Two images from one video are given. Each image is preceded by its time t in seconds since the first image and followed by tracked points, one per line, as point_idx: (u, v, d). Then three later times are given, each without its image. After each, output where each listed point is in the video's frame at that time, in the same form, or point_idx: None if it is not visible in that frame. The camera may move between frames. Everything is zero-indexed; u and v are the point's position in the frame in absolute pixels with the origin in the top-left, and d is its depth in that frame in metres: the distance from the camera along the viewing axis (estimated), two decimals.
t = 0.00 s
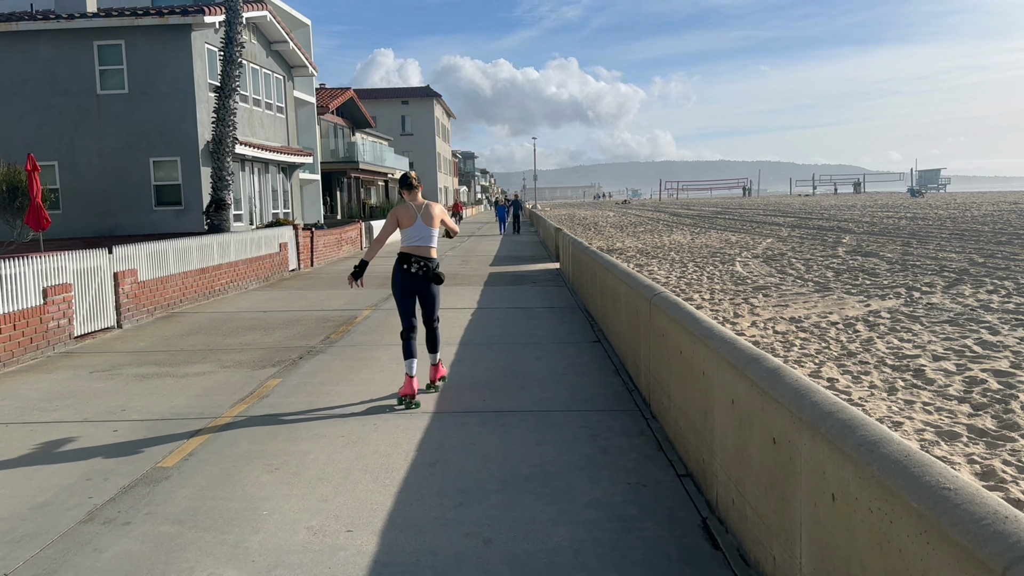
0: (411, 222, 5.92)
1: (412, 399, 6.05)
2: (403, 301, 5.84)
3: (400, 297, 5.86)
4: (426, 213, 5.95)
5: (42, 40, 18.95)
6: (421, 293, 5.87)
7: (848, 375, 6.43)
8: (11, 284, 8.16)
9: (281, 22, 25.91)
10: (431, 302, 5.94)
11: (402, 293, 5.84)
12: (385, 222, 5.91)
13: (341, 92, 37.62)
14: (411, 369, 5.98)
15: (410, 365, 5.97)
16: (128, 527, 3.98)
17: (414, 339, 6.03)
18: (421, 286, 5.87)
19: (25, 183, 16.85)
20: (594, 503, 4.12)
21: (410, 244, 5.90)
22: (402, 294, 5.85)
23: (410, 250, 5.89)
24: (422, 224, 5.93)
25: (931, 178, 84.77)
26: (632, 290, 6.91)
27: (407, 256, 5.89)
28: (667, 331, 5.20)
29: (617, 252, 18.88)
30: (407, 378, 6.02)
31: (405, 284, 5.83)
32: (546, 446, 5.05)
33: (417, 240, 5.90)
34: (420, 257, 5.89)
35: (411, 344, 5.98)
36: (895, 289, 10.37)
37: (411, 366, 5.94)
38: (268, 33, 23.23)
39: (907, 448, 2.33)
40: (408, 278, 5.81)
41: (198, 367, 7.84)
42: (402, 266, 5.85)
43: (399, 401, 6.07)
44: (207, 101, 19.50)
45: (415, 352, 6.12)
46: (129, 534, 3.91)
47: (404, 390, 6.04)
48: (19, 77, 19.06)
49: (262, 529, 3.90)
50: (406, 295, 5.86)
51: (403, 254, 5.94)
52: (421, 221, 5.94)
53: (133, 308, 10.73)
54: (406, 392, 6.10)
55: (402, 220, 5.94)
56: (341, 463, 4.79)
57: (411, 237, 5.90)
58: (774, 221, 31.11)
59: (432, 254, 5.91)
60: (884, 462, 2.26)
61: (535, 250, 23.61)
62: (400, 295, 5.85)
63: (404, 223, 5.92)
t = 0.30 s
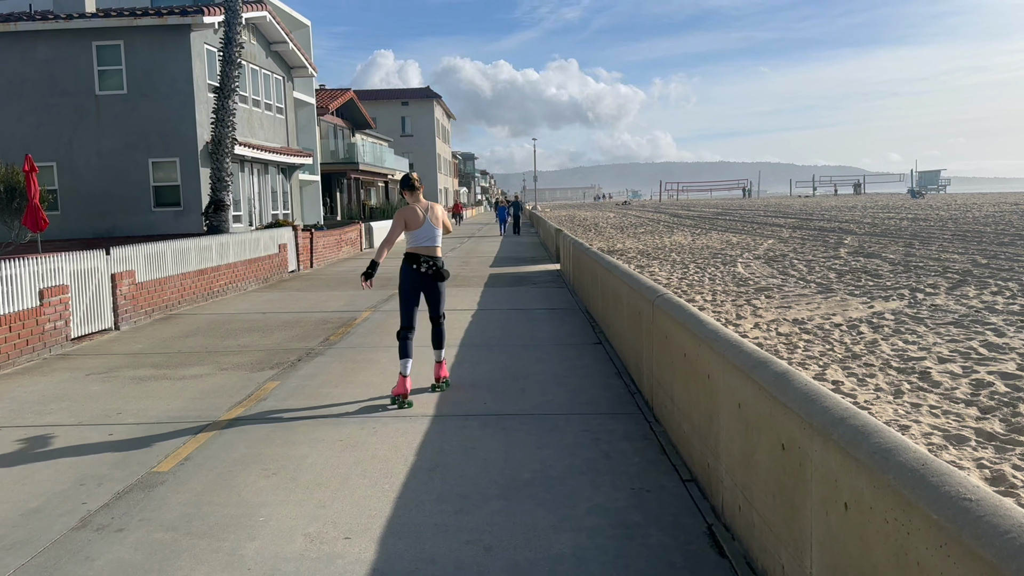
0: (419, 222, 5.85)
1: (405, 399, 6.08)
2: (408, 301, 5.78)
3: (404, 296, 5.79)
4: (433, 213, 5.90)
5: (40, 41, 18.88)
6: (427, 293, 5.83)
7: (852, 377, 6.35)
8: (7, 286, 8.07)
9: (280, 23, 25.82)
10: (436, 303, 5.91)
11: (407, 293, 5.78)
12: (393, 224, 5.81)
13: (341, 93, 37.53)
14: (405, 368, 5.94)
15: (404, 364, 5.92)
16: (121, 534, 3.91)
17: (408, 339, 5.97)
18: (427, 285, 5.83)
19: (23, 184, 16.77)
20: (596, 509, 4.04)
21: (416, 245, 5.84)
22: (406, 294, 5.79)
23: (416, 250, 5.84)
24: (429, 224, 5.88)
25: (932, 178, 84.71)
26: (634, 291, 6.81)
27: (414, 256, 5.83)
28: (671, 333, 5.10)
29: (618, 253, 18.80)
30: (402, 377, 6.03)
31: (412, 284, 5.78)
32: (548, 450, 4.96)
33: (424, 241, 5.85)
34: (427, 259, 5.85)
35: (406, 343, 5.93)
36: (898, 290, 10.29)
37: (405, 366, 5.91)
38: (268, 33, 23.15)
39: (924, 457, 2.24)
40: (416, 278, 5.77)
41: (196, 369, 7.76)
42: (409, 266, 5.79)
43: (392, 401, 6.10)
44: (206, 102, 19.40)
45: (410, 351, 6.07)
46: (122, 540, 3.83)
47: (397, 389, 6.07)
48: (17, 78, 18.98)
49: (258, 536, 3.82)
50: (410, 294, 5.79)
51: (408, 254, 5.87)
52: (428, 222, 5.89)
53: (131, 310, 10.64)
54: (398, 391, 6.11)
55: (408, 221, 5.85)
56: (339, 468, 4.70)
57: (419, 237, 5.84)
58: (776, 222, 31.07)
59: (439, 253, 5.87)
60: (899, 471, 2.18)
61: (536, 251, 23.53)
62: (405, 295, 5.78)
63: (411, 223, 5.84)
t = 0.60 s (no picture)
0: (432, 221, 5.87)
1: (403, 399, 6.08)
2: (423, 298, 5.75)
3: (419, 295, 5.76)
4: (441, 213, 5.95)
5: (38, 41, 18.80)
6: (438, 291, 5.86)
7: (858, 381, 6.26)
8: (2, 288, 7.98)
9: (280, 24, 25.75)
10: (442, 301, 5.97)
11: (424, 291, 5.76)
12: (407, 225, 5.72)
13: (341, 94, 37.45)
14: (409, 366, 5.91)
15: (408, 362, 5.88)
16: (115, 543, 3.82)
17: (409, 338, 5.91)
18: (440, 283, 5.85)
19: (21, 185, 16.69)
20: (600, 517, 3.95)
21: (428, 244, 5.84)
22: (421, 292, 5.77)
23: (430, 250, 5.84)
24: (439, 224, 5.93)
25: (932, 179, 84.65)
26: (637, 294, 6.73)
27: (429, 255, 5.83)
28: (675, 337, 5.02)
29: (620, 255, 18.73)
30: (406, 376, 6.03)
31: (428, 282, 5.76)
32: (550, 456, 4.88)
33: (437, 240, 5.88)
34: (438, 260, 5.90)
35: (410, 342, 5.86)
36: (902, 292, 10.21)
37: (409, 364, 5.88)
38: (267, 34, 23.07)
39: (944, 468, 2.17)
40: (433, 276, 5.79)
41: (193, 373, 7.67)
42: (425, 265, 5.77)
43: (391, 402, 6.07)
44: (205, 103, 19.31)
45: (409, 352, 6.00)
46: (115, 550, 3.74)
47: (398, 389, 6.07)
48: (16, 79, 18.90)
49: (255, 545, 3.73)
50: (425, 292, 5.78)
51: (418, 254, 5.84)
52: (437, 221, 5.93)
53: (129, 312, 10.55)
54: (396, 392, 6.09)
55: (420, 221, 5.82)
56: (337, 475, 4.61)
57: (432, 237, 5.85)
58: (777, 223, 31.02)
59: (446, 251, 5.98)
60: (919, 482, 2.10)
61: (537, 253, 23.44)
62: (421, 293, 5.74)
63: (425, 222, 5.82)
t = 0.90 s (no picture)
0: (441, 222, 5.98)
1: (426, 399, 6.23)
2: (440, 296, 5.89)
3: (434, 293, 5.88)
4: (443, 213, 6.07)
5: (37, 42, 18.73)
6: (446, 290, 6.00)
7: (864, 386, 6.17)
8: None
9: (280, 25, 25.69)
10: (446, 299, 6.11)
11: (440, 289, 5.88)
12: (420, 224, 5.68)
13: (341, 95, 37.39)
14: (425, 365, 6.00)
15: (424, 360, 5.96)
16: (108, 554, 3.73)
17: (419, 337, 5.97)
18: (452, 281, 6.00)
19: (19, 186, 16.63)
20: (605, 526, 3.87)
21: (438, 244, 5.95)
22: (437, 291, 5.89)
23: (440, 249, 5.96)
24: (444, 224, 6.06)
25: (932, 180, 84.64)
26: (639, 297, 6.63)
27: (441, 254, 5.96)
28: (680, 343, 4.92)
29: (620, 256, 18.64)
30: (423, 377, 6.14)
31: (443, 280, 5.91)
32: (553, 463, 4.79)
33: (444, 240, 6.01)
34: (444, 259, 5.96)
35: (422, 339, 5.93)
36: (907, 294, 10.12)
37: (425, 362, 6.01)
38: (267, 35, 23.01)
39: (968, 484, 2.08)
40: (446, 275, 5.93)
41: (191, 377, 7.59)
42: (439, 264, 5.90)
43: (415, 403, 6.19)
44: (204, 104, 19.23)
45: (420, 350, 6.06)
46: (108, 561, 3.65)
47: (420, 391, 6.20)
48: (15, 80, 18.83)
49: (251, 556, 3.65)
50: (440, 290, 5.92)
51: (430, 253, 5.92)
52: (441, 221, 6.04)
53: (126, 314, 10.46)
54: (419, 393, 6.20)
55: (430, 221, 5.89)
56: (336, 482, 4.53)
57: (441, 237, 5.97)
58: (777, 224, 30.92)
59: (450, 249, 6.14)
60: (942, 498, 2.01)
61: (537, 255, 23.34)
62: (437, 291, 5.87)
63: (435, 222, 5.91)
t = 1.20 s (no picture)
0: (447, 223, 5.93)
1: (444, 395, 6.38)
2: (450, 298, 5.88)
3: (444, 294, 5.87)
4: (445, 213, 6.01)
5: (35, 43, 18.65)
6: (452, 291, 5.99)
7: (870, 391, 6.08)
8: None
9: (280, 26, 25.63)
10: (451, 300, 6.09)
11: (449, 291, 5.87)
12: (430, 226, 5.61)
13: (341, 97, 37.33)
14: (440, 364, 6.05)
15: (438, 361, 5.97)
16: (101, 565, 3.65)
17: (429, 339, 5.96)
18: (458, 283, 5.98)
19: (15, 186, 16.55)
20: (610, 536, 3.79)
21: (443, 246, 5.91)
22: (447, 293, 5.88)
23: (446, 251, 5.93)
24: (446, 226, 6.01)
25: (932, 182, 84.66)
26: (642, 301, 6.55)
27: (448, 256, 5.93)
28: (684, 348, 4.84)
29: (621, 258, 18.57)
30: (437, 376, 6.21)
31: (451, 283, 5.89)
32: (556, 469, 4.71)
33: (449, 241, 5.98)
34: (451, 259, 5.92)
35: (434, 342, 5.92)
36: (911, 297, 10.05)
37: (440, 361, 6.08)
38: (267, 36, 22.95)
39: (991, 501, 2.00)
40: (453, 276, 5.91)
41: (188, 380, 7.51)
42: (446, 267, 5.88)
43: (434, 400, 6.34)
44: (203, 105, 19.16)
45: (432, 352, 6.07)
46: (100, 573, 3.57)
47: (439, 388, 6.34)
48: (13, 81, 18.75)
49: (246, 567, 3.56)
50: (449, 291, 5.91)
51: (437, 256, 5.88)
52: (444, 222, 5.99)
53: (124, 317, 10.38)
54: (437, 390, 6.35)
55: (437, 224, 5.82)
56: (335, 490, 4.45)
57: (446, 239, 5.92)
58: (778, 226, 30.84)
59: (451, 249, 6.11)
60: (966, 515, 1.94)
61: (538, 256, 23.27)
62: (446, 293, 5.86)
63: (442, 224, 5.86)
